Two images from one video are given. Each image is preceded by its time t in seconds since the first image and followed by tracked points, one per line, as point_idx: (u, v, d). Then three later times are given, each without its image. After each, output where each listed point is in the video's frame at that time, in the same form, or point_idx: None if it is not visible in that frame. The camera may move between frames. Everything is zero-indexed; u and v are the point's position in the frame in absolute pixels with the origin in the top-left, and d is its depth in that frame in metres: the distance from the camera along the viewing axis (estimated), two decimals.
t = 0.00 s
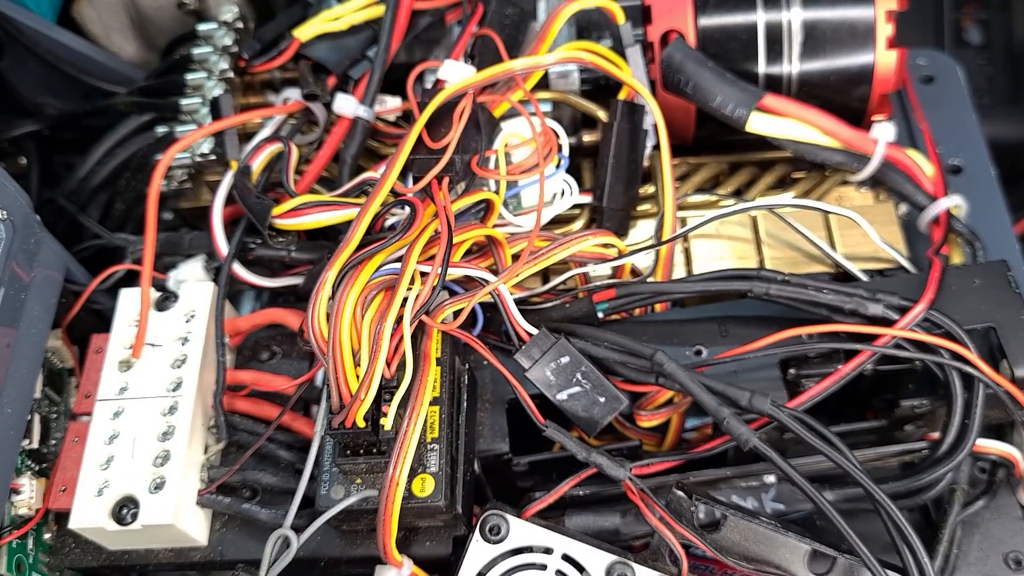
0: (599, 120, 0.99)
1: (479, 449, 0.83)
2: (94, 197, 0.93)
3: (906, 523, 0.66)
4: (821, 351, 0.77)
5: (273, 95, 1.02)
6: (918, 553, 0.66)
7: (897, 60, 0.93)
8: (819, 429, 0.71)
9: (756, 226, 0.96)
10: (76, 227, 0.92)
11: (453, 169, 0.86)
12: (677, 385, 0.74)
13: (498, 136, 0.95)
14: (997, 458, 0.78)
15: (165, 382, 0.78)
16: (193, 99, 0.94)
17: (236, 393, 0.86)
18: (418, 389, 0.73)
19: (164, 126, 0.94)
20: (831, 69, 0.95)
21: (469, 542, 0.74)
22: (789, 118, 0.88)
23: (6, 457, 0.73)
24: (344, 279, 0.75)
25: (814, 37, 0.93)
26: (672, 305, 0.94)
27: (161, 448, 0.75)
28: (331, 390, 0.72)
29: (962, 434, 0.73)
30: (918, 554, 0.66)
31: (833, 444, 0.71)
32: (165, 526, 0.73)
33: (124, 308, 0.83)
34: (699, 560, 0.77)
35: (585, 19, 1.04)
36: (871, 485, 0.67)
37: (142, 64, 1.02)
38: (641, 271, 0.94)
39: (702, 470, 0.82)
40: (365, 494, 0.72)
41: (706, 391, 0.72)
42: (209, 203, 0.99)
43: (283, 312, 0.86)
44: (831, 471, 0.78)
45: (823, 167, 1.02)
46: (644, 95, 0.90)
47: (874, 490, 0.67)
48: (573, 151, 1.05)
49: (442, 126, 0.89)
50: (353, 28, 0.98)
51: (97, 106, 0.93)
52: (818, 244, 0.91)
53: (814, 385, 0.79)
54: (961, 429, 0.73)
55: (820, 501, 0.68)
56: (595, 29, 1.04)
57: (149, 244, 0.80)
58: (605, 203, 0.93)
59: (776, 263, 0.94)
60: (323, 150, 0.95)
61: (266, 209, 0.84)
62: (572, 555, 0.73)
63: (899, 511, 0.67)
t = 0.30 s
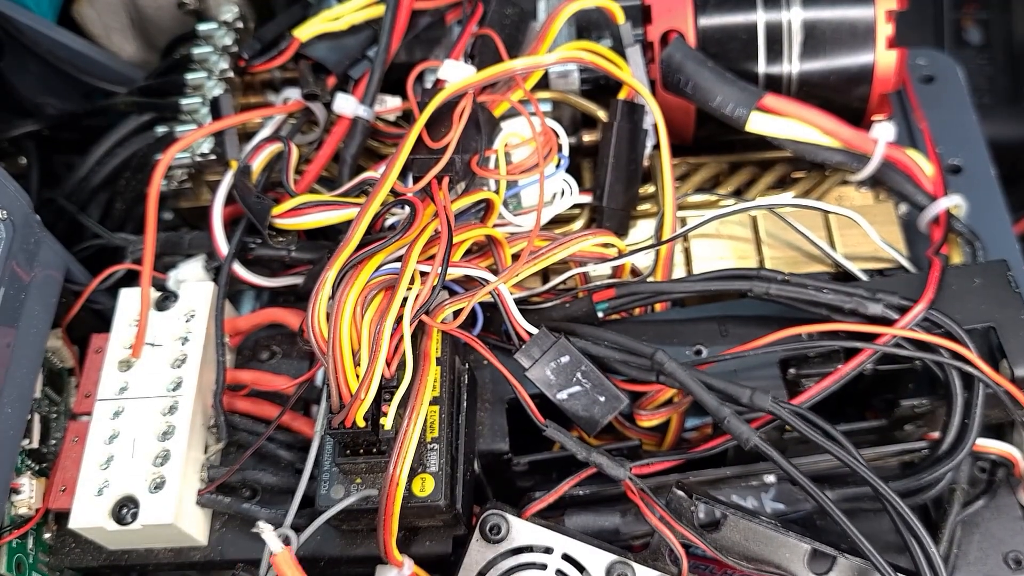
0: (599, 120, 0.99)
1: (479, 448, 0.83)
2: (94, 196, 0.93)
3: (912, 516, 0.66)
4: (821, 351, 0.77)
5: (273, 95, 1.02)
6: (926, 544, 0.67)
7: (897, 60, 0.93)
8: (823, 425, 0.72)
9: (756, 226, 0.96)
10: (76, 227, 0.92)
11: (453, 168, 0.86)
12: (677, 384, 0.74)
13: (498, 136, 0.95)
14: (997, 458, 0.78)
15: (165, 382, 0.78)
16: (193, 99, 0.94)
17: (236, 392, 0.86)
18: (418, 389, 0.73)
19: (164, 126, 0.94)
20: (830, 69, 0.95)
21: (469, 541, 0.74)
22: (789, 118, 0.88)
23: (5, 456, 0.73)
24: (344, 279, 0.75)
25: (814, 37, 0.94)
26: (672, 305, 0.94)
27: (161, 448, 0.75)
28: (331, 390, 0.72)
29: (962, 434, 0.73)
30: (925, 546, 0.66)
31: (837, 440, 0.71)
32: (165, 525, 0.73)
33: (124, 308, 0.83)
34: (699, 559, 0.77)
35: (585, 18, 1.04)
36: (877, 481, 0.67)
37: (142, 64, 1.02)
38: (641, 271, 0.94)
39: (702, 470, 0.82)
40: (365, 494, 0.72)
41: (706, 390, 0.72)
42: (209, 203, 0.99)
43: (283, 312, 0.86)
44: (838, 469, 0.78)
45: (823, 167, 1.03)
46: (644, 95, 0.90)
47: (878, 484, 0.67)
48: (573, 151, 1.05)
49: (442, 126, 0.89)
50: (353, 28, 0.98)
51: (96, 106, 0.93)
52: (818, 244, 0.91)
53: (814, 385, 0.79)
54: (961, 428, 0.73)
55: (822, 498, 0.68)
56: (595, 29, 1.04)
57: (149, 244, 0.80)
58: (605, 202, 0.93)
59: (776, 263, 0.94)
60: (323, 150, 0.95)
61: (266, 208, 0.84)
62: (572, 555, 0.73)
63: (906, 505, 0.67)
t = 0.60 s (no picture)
0: (599, 120, 0.99)
1: (479, 449, 0.83)
2: (94, 196, 0.93)
3: (897, 529, 0.66)
4: (820, 351, 0.77)
5: (273, 95, 1.02)
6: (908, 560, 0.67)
7: (897, 60, 0.93)
8: (815, 430, 0.71)
9: (756, 226, 0.96)
10: (76, 227, 0.93)
11: (453, 168, 0.86)
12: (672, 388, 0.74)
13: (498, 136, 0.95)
14: (997, 457, 0.78)
15: (165, 382, 0.78)
16: (193, 99, 0.94)
17: (235, 392, 0.86)
18: (417, 388, 0.73)
19: (163, 126, 0.94)
20: (830, 69, 0.95)
21: (468, 541, 0.74)
22: (788, 117, 0.88)
23: (5, 456, 0.73)
24: (343, 279, 0.75)
25: (814, 37, 0.94)
26: (672, 305, 0.94)
27: (161, 448, 0.75)
28: (331, 390, 0.72)
29: (962, 434, 0.73)
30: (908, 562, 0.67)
31: (830, 448, 0.70)
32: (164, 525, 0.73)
33: (124, 308, 0.83)
34: (698, 559, 0.77)
35: (585, 19, 1.04)
36: (866, 490, 0.67)
37: (142, 64, 1.02)
38: (641, 271, 0.94)
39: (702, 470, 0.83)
40: (364, 494, 0.72)
41: (703, 394, 0.72)
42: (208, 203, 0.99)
43: (282, 312, 0.86)
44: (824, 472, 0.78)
45: (822, 167, 1.03)
46: (644, 95, 0.90)
47: (867, 494, 0.67)
48: (573, 151, 1.05)
49: (442, 126, 0.89)
50: (353, 28, 0.98)
51: (96, 106, 0.93)
52: (818, 244, 0.91)
53: (814, 385, 0.79)
54: (960, 428, 0.74)
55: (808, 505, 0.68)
56: (595, 29, 1.04)
57: (149, 243, 0.80)
58: (605, 202, 0.93)
59: (776, 263, 0.94)
60: (323, 150, 0.95)
61: (266, 208, 0.84)
62: (572, 555, 0.73)
63: (895, 521, 0.67)
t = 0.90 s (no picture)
0: (599, 120, 0.99)
1: (479, 449, 0.82)
2: (94, 196, 0.94)
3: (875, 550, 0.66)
4: (820, 351, 0.77)
5: (273, 95, 1.02)
6: None
7: (897, 60, 0.93)
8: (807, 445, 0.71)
9: (756, 226, 0.96)
10: (76, 227, 0.93)
11: (453, 168, 0.87)
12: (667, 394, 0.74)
13: (498, 136, 0.95)
14: (997, 457, 0.78)
15: (165, 382, 0.78)
16: (193, 99, 0.94)
17: (235, 392, 0.86)
18: (417, 388, 0.73)
19: (163, 126, 0.94)
20: (830, 69, 0.95)
21: (468, 541, 0.74)
22: (789, 117, 0.88)
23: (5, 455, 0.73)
24: (343, 279, 0.75)
25: (814, 37, 0.94)
26: (672, 305, 0.94)
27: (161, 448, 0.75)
28: (331, 390, 0.72)
29: (961, 434, 0.73)
30: None
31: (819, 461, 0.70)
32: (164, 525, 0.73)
33: (124, 307, 0.83)
34: (698, 560, 0.77)
35: (585, 19, 1.04)
36: (850, 505, 0.67)
37: (142, 65, 1.01)
38: (641, 271, 0.94)
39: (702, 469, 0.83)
40: (364, 494, 0.72)
41: (697, 402, 0.72)
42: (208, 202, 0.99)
43: (282, 312, 0.86)
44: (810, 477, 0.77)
45: (822, 167, 1.03)
46: (644, 95, 0.90)
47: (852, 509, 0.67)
48: (573, 151, 1.05)
49: (442, 126, 0.89)
50: (353, 28, 0.98)
51: (96, 106, 0.93)
52: (818, 244, 0.91)
53: (814, 385, 0.79)
54: (960, 429, 0.74)
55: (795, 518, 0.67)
56: (595, 29, 1.04)
57: (149, 244, 0.80)
58: (605, 203, 0.93)
59: (776, 263, 0.94)
60: (323, 149, 0.95)
61: (266, 208, 0.84)
62: (572, 555, 0.73)
63: (873, 539, 0.66)
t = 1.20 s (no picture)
0: (599, 120, 1.00)
1: (479, 449, 0.82)
2: (94, 197, 0.94)
3: (901, 523, 0.67)
4: (820, 352, 0.77)
5: (273, 95, 1.02)
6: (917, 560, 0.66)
7: (897, 60, 0.93)
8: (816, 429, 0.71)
9: (756, 226, 0.96)
10: (76, 227, 0.93)
11: (453, 168, 0.86)
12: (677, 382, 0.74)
13: (498, 136, 0.95)
14: (997, 458, 0.78)
15: (165, 382, 0.78)
16: (193, 99, 0.94)
17: (235, 392, 0.86)
18: (418, 389, 0.73)
19: (163, 126, 0.94)
20: (830, 69, 0.95)
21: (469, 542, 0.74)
22: (789, 118, 0.88)
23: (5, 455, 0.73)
24: (344, 279, 0.75)
25: (814, 37, 0.94)
26: (671, 305, 0.94)
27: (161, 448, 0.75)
28: (331, 389, 0.72)
29: (962, 434, 0.73)
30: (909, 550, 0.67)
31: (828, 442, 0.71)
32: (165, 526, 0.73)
33: (124, 308, 0.83)
34: (699, 560, 0.76)
35: (585, 19, 1.04)
36: (867, 485, 0.68)
37: (142, 65, 1.02)
38: (641, 271, 0.94)
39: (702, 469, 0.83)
40: (364, 494, 0.72)
41: (708, 388, 0.72)
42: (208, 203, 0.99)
43: (282, 312, 0.86)
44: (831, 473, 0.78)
45: (823, 167, 1.03)
46: (644, 95, 0.90)
47: (869, 489, 0.68)
48: (573, 152, 1.05)
49: (442, 126, 0.89)
50: (353, 28, 0.98)
51: (97, 106, 0.93)
52: (818, 244, 0.91)
53: (814, 385, 0.79)
54: (961, 429, 0.74)
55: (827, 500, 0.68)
56: (595, 29, 1.04)
57: (149, 244, 0.80)
58: (605, 203, 0.93)
59: (776, 263, 0.94)
60: (323, 149, 0.95)
61: (266, 208, 0.84)
62: (572, 555, 0.73)
63: (893, 510, 0.67)
